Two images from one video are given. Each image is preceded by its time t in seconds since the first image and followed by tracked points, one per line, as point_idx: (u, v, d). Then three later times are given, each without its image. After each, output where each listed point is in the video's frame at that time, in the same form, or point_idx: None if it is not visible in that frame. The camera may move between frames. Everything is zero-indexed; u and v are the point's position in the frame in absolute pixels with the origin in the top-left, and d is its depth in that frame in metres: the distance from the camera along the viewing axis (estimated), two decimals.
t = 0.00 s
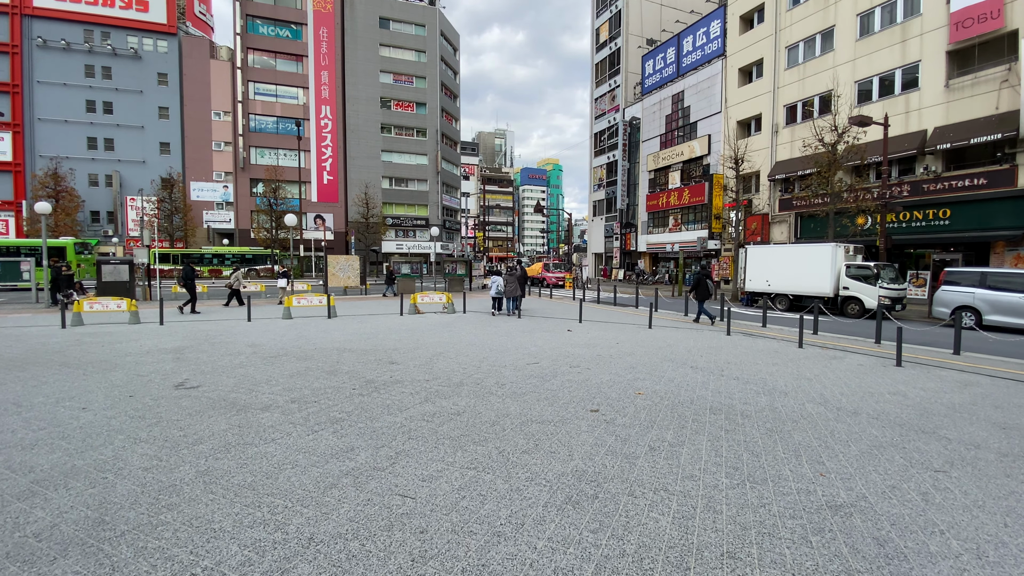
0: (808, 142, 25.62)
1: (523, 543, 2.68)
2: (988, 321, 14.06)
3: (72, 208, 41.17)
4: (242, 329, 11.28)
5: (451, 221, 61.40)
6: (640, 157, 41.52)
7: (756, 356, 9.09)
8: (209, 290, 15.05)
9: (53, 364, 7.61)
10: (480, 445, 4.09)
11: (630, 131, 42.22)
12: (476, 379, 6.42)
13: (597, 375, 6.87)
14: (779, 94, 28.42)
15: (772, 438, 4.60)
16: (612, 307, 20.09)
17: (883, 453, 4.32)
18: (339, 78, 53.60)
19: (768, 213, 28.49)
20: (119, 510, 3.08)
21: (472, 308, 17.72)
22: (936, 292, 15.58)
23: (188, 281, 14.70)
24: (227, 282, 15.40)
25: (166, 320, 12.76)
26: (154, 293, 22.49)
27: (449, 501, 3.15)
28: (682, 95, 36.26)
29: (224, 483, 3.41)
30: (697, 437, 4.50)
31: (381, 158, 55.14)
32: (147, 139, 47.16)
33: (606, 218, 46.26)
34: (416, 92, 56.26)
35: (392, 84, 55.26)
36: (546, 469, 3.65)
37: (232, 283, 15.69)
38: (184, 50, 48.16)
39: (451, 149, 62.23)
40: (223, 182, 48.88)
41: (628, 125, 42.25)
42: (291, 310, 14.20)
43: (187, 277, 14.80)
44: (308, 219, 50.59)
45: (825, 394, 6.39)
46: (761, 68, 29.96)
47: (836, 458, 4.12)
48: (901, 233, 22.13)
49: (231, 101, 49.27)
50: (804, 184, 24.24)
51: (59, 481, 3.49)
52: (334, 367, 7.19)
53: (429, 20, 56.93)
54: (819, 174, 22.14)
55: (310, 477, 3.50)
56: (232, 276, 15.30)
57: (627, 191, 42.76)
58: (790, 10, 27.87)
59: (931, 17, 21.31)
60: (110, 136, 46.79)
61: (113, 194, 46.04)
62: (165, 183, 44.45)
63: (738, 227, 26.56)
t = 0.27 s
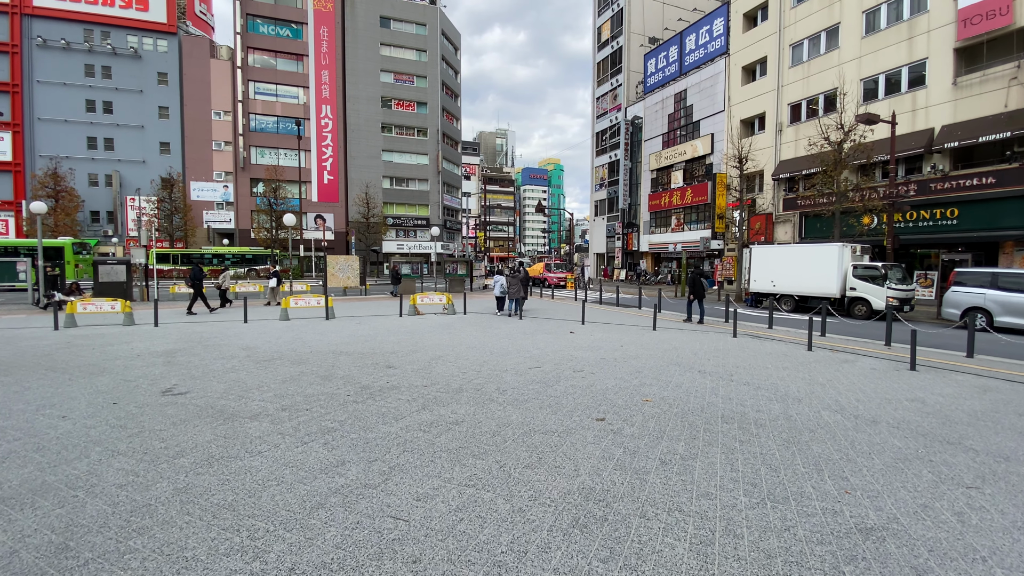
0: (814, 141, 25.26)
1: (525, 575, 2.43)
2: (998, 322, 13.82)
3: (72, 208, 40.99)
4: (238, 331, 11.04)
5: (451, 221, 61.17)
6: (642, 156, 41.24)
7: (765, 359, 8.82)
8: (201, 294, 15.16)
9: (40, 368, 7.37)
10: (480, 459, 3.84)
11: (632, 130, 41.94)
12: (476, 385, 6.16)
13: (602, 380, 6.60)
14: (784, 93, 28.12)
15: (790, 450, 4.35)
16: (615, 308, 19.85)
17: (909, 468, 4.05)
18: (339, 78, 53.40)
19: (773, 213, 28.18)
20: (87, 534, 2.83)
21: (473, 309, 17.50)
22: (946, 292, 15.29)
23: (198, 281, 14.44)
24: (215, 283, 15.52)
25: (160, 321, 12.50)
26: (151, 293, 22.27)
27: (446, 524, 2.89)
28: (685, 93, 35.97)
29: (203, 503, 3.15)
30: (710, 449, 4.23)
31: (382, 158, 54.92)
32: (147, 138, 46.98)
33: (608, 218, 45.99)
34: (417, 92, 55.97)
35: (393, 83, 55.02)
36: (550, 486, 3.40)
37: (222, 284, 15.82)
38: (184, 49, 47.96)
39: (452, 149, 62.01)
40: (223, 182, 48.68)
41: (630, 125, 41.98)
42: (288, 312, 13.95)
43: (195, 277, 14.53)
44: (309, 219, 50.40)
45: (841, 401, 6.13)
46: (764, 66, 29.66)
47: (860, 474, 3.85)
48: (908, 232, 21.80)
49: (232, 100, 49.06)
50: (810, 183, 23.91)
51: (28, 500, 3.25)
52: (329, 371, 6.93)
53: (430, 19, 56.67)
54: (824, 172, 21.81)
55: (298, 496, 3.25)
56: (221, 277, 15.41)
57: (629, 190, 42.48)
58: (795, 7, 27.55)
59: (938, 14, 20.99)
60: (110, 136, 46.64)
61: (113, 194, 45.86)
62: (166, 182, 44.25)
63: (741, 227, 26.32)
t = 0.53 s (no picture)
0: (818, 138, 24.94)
1: None
2: (1007, 322, 13.56)
3: (70, 207, 40.74)
4: (231, 331, 10.78)
5: (451, 221, 60.88)
6: (643, 155, 40.96)
7: (773, 360, 8.55)
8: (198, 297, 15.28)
9: (22, 370, 7.10)
10: (476, 470, 3.57)
11: (633, 129, 41.64)
12: (473, 388, 5.88)
13: (605, 383, 6.32)
14: (787, 90, 27.83)
15: (809, 458, 4.08)
16: (616, 307, 19.59)
17: (937, 479, 3.78)
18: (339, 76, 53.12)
19: (775, 212, 27.90)
20: (42, 555, 2.58)
21: (472, 309, 17.27)
22: (955, 291, 14.99)
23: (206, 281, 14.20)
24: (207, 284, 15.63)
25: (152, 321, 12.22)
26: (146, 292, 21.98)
27: (438, 544, 2.64)
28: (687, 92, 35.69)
29: (173, 520, 2.89)
30: (723, 457, 3.96)
31: (381, 157, 54.65)
32: (145, 137, 46.72)
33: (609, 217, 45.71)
34: (417, 91, 55.68)
35: (393, 82, 54.76)
36: (552, 501, 3.13)
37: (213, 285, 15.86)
38: (183, 48, 47.71)
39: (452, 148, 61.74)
40: (222, 181, 48.43)
41: (631, 123, 41.70)
42: (284, 311, 13.66)
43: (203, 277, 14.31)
44: (308, 218, 50.18)
45: (855, 404, 5.86)
46: (767, 64, 29.38)
47: (885, 487, 3.58)
48: (915, 231, 21.49)
49: (231, 99, 48.81)
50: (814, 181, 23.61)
51: None
52: (322, 374, 6.66)
53: (430, 17, 56.38)
54: (828, 170, 21.51)
55: (277, 511, 2.98)
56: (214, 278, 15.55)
57: (630, 189, 42.20)
58: (798, 4, 27.25)
59: (944, 10, 20.70)
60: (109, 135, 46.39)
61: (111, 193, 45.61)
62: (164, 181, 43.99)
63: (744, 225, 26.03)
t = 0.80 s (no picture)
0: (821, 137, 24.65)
1: None
2: (1016, 323, 13.28)
3: (67, 207, 40.47)
4: (223, 334, 10.49)
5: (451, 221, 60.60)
6: (644, 154, 40.70)
7: (781, 364, 8.28)
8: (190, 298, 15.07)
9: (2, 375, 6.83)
10: (471, 488, 3.30)
11: (634, 128, 41.33)
12: (470, 395, 5.61)
13: (608, 389, 6.04)
14: (789, 89, 27.56)
15: (828, 474, 3.82)
16: (617, 308, 19.31)
17: (968, 497, 3.51)
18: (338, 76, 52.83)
19: (777, 211, 27.63)
20: None
21: (470, 310, 16.98)
22: (963, 292, 14.72)
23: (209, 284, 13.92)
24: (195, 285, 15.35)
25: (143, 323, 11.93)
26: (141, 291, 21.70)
27: None
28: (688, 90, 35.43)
29: (136, 549, 2.62)
30: (736, 474, 3.70)
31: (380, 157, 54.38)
32: (143, 137, 46.43)
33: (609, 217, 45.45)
34: (416, 90, 55.38)
35: (392, 81, 54.47)
36: (554, 526, 2.86)
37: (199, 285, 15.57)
38: (181, 47, 47.42)
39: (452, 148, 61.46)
40: (220, 181, 48.16)
41: (631, 122, 41.42)
42: (279, 313, 13.37)
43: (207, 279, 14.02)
44: (307, 218, 49.92)
45: (872, 412, 5.59)
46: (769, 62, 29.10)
47: (915, 507, 3.32)
48: (919, 232, 21.18)
49: (229, 98, 48.50)
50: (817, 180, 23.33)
51: None
52: (312, 379, 6.38)
53: (429, 16, 56.09)
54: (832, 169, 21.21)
55: (251, 538, 2.72)
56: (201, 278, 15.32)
57: (630, 189, 41.92)
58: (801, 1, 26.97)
59: (949, 6, 20.43)
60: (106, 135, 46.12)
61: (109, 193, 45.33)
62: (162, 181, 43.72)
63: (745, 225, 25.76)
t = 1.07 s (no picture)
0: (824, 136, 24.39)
1: None
2: None
3: (64, 206, 40.18)
4: (215, 335, 10.21)
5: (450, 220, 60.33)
6: (644, 153, 40.46)
7: (789, 367, 8.01)
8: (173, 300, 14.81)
9: None
10: (469, 508, 3.03)
11: (634, 127, 41.07)
12: (467, 401, 5.34)
13: (612, 394, 5.78)
14: (791, 87, 27.31)
15: (851, 489, 3.56)
16: (618, 309, 19.05)
17: (1004, 515, 3.24)
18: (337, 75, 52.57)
19: (779, 211, 27.38)
20: None
21: (469, 310, 16.72)
22: (971, 293, 14.37)
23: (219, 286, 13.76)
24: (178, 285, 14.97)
25: (134, 324, 11.65)
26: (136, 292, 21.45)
27: None
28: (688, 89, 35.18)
29: None
30: (754, 489, 3.44)
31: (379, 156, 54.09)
32: (140, 136, 46.14)
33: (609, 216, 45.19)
34: (415, 89, 55.10)
35: (391, 81, 54.18)
36: (559, 551, 2.60)
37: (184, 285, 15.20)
38: (178, 46, 47.11)
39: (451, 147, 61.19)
40: (218, 181, 47.89)
41: (632, 121, 41.17)
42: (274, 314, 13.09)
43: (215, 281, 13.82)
44: (305, 218, 49.65)
45: (889, 419, 5.33)
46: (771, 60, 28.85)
47: (948, 528, 3.06)
48: (926, 230, 20.79)
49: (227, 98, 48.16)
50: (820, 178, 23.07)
51: None
52: (303, 384, 6.11)
53: (429, 15, 55.81)
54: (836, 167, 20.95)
55: (223, 567, 2.46)
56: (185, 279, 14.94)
57: (631, 188, 41.66)
58: None
59: (954, 3, 20.17)
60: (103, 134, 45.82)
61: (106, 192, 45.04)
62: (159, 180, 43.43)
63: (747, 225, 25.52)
